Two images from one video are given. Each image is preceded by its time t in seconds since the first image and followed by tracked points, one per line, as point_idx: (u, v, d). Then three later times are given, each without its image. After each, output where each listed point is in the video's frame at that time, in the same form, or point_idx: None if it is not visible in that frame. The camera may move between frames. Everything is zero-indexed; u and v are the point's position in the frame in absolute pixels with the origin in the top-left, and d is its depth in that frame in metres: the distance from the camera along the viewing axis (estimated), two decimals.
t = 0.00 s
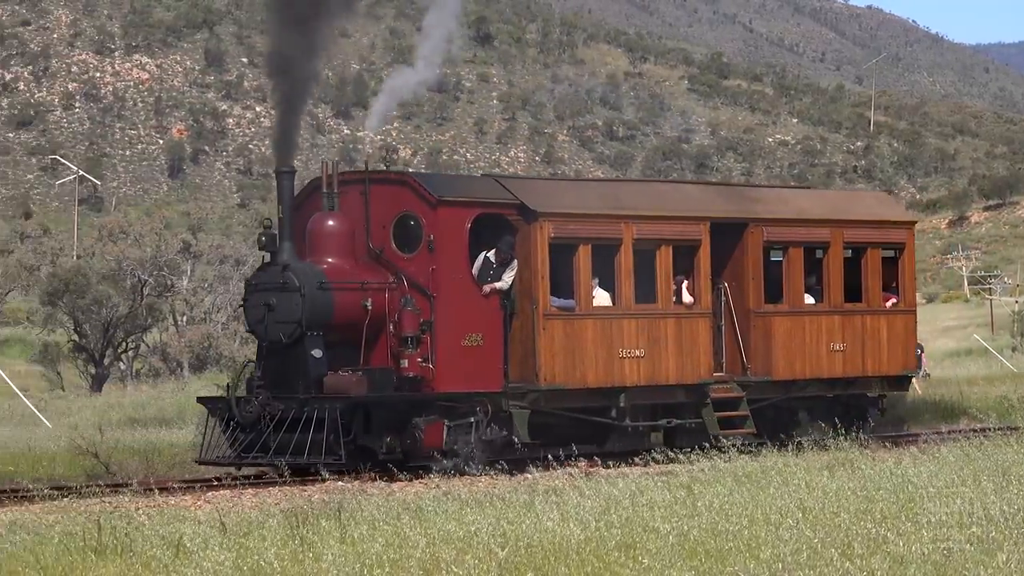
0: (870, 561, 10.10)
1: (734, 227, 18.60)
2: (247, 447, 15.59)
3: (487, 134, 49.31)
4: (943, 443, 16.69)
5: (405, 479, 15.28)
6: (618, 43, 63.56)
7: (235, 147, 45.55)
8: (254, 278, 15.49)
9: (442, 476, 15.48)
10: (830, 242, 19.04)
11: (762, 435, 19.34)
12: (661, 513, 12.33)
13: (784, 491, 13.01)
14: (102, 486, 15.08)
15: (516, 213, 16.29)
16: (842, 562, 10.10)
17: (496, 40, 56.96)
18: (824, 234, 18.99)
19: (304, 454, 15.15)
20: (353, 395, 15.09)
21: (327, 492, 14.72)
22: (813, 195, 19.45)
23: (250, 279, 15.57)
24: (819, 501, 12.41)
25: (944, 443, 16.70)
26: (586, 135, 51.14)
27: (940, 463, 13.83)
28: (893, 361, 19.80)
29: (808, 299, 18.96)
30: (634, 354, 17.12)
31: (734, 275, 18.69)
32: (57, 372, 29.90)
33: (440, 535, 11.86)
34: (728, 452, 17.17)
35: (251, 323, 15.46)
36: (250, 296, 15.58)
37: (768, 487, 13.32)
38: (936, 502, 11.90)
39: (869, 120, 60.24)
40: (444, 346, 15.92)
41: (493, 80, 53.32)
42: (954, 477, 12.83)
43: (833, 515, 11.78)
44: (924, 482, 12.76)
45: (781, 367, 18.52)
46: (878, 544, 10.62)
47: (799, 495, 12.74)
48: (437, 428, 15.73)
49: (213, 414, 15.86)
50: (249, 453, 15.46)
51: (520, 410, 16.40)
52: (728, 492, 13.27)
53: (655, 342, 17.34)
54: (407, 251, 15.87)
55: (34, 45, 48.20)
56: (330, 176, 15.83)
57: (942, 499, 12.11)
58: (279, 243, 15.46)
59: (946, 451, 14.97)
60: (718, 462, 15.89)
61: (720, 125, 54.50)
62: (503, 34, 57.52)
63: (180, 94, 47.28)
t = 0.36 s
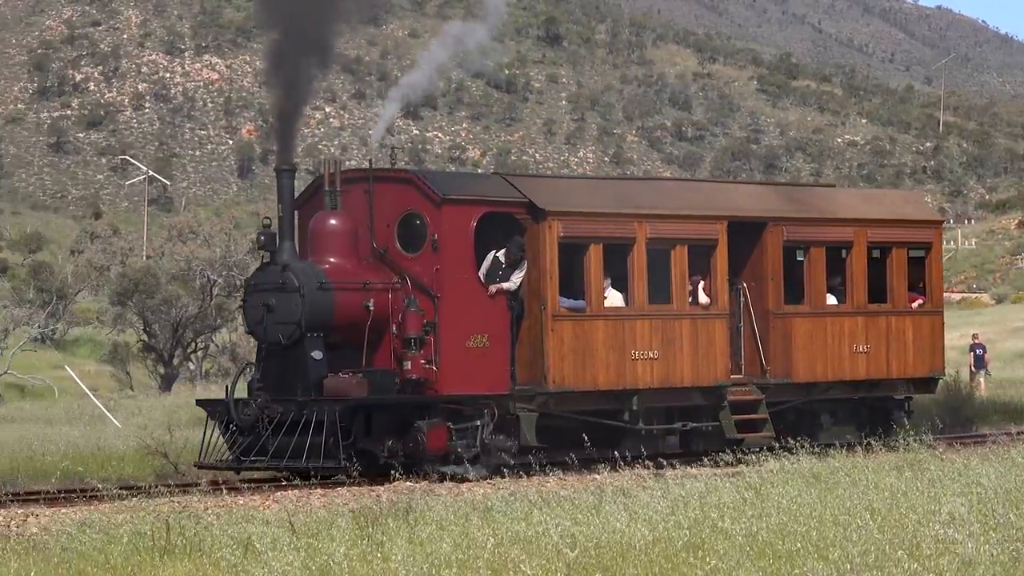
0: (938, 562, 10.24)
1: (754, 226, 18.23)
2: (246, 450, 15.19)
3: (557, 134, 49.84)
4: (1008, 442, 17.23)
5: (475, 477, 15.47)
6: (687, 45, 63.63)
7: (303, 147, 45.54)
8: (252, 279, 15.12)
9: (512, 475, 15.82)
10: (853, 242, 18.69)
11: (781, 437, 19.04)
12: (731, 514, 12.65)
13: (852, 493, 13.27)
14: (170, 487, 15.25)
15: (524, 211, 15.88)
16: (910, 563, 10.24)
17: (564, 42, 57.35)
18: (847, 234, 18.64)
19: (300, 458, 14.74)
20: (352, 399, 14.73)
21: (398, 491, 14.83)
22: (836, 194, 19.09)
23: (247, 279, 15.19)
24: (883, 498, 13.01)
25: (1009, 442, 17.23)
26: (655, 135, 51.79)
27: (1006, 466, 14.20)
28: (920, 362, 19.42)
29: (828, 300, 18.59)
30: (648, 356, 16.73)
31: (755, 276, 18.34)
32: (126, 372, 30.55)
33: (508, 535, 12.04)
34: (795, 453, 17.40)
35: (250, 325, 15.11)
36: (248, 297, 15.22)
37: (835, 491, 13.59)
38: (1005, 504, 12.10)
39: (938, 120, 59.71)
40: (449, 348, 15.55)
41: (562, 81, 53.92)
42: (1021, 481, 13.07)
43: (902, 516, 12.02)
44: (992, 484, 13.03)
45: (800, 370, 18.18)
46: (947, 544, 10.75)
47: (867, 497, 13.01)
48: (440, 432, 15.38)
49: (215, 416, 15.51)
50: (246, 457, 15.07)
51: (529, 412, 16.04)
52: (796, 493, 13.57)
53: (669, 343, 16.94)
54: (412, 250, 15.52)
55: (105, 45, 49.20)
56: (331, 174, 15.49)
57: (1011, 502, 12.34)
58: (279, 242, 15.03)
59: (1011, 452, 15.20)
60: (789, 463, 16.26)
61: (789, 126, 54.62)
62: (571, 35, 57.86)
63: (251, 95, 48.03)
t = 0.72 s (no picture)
0: (1009, 562, 10.50)
1: (768, 225, 18.28)
2: (243, 453, 15.32)
3: (623, 136, 50.13)
4: None
5: (544, 479, 16.13)
6: (754, 45, 63.28)
7: (373, 146, 45.43)
8: (249, 279, 15.33)
9: (584, 475, 16.49)
10: (871, 242, 18.75)
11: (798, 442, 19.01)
12: (799, 514, 13.02)
13: (917, 495, 13.62)
14: (241, 486, 15.46)
15: (527, 210, 16.00)
16: (978, 562, 10.51)
17: (630, 44, 57.60)
18: (865, 234, 18.69)
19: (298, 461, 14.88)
20: (351, 400, 14.90)
21: (466, 491, 15.19)
22: (853, 194, 19.17)
23: (245, 279, 15.41)
24: (952, 497, 13.41)
25: None
26: (723, 137, 51.79)
27: None
28: (942, 363, 19.43)
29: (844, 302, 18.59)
30: (657, 357, 16.80)
31: (770, 277, 18.40)
32: (198, 372, 31.26)
33: (580, 533, 12.32)
34: (862, 452, 17.71)
35: (248, 325, 15.33)
36: (244, 297, 15.40)
37: (900, 493, 13.93)
38: None
39: (1006, 121, 59.21)
40: (449, 349, 15.71)
41: (630, 83, 54.44)
42: None
43: (971, 516, 12.32)
44: None
45: (817, 372, 18.22)
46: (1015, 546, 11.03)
47: (933, 498, 13.34)
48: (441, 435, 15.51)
49: (210, 418, 15.60)
50: (242, 460, 15.20)
51: (532, 415, 16.13)
52: (862, 496, 13.92)
53: (679, 344, 17.01)
54: (413, 250, 15.71)
55: (174, 47, 50.04)
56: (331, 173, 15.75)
57: None
58: (277, 242, 15.19)
59: None
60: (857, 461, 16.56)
61: (854, 126, 54.52)
62: (639, 38, 57.97)
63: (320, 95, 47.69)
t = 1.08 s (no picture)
0: None
1: (771, 225, 18.56)
2: (237, 453, 15.63)
3: (681, 139, 50.38)
4: None
5: (605, 476, 16.80)
6: (809, 50, 63.80)
7: (437, 152, 45.96)
8: (240, 279, 15.55)
9: (645, 472, 17.13)
10: (876, 243, 19.01)
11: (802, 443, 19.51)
12: (855, 511, 13.43)
13: (971, 493, 14.00)
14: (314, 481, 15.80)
15: (521, 210, 16.33)
16: None
17: (687, 49, 58.19)
18: (870, 235, 18.96)
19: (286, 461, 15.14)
20: (340, 401, 15.12)
21: (528, 487, 15.77)
22: (858, 195, 19.43)
23: (236, 279, 15.61)
24: (1011, 500, 13.67)
25: None
26: (779, 140, 51.97)
27: None
28: (949, 364, 19.71)
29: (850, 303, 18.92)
30: (656, 358, 17.15)
31: (772, 277, 18.74)
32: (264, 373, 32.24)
33: (641, 528, 12.76)
34: (918, 450, 18.11)
35: (239, 324, 15.53)
36: (236, 297, 15.61)
37: (955, 490, 14.30)
38: None
39: None
40: (441, 349, 15.98)
41: (687, 87, 54.94)
42: None
43: None
44: None
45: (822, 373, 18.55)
46: None
47: (986, 496, 13.74)
48: (433, 435, 15.73)
49: (206, 418, 15.92)
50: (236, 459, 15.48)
51: (526, 415, 16.45)
52: (918, 493, 14.30)
53: (678, 345, 17.38)
54: (405, 250, 16.00)
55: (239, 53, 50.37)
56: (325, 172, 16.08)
57: None
58: (267, 242, 15.38)
59: None
60: (914, 458, 16.93)
61: (908, 129, 54.79)
62: (695, 43, 58.81)
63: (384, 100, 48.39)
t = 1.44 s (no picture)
0: None
1: (766, 225, 18.95)
2: (224, 452, 16.06)
3: (732, 144, 50.81)
4: None
5: (662, 470, 17.50)
6: (856, 56, 63.81)
7: (495, 156, 46.27)
8: (229, 279, 16.00)
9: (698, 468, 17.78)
10: (872, 243, 19.38)
11: (801, 441, 19.74)
12: (903, 505, 13.86)
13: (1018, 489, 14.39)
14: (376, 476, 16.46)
15: (511, 211, 16.78)
16: None
17: (738, 56, 58.66)
18: (865, 235, 19.32)
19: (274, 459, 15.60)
20: (326, 400, 15.61)
21: (585, 481, 16.39)
22: (854, 195, 19.75)
23: (226, 279, 16.08)
24: None
25: None
26: (827, 144, 52.08)
27: None
28: (943, 365, 20.09)
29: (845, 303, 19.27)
30: (647, 357, 17.54)
31: (765, 277, 19.10)
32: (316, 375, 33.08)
33: (697, 522, 13.25)
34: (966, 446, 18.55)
35: (227, 323, 15.99)
36: (225, 297, 16.08)
37: (1002, 487, 14.68)
38: None
39: None
40: (429, 348, 16.44)
41: (738, 93, 55.35)
42: None
43: None
44: None
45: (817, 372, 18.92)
46: None
47: None
48: (419, 433, 16.16)
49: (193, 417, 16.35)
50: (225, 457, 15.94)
51: (514, 414, 16.86)
52: (966, 487, 14.69)
53: (669, 345, 17.74)
54: (394, 250, 16.47)
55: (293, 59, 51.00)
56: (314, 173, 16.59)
57: None
58: (256, 244, 15.86)
59: None
60: (962, 453, 17.35)
61: (954, 133, 54.68)
62: (746, 50, 59.04)
63: (444, 106, 48.51)
